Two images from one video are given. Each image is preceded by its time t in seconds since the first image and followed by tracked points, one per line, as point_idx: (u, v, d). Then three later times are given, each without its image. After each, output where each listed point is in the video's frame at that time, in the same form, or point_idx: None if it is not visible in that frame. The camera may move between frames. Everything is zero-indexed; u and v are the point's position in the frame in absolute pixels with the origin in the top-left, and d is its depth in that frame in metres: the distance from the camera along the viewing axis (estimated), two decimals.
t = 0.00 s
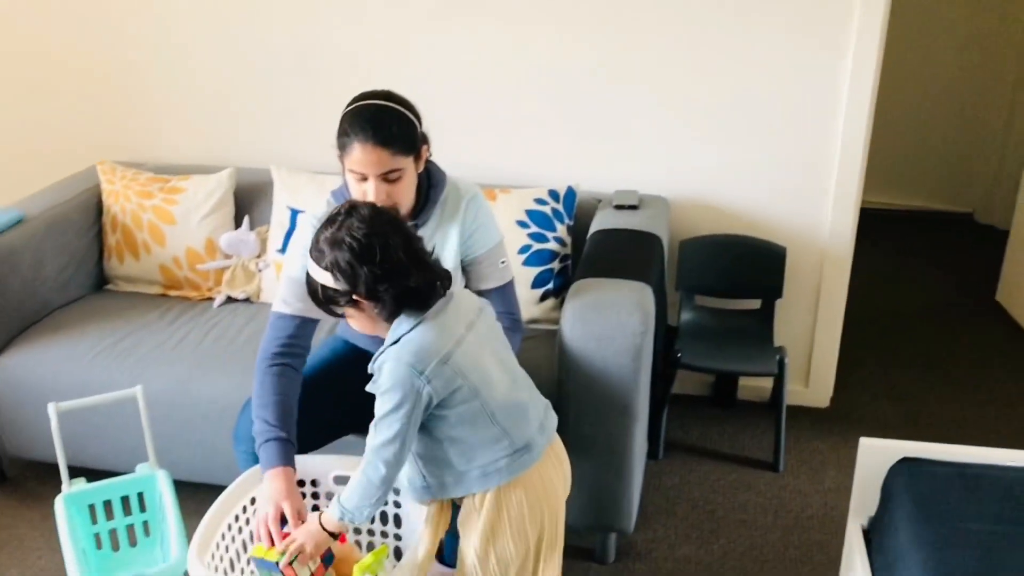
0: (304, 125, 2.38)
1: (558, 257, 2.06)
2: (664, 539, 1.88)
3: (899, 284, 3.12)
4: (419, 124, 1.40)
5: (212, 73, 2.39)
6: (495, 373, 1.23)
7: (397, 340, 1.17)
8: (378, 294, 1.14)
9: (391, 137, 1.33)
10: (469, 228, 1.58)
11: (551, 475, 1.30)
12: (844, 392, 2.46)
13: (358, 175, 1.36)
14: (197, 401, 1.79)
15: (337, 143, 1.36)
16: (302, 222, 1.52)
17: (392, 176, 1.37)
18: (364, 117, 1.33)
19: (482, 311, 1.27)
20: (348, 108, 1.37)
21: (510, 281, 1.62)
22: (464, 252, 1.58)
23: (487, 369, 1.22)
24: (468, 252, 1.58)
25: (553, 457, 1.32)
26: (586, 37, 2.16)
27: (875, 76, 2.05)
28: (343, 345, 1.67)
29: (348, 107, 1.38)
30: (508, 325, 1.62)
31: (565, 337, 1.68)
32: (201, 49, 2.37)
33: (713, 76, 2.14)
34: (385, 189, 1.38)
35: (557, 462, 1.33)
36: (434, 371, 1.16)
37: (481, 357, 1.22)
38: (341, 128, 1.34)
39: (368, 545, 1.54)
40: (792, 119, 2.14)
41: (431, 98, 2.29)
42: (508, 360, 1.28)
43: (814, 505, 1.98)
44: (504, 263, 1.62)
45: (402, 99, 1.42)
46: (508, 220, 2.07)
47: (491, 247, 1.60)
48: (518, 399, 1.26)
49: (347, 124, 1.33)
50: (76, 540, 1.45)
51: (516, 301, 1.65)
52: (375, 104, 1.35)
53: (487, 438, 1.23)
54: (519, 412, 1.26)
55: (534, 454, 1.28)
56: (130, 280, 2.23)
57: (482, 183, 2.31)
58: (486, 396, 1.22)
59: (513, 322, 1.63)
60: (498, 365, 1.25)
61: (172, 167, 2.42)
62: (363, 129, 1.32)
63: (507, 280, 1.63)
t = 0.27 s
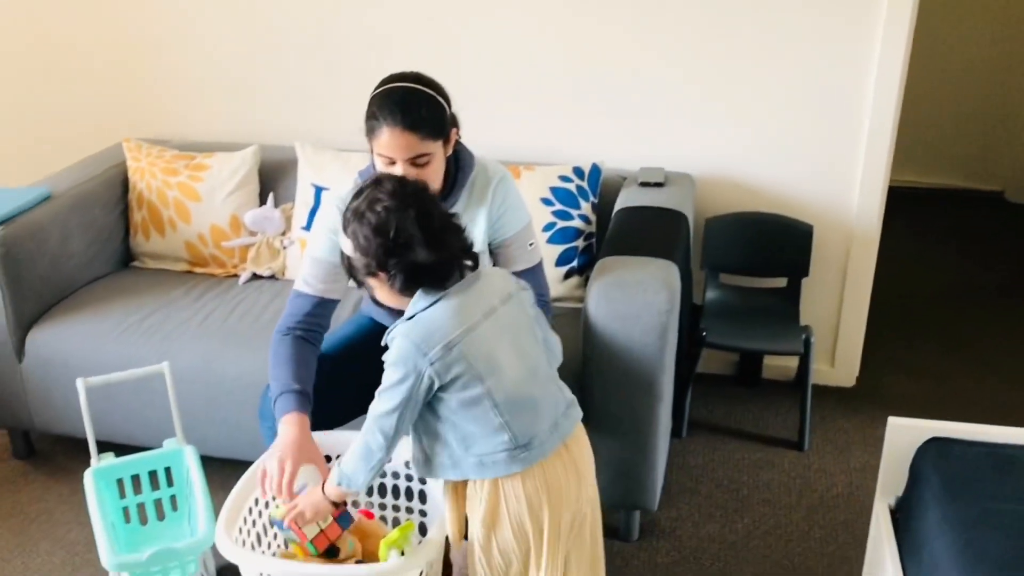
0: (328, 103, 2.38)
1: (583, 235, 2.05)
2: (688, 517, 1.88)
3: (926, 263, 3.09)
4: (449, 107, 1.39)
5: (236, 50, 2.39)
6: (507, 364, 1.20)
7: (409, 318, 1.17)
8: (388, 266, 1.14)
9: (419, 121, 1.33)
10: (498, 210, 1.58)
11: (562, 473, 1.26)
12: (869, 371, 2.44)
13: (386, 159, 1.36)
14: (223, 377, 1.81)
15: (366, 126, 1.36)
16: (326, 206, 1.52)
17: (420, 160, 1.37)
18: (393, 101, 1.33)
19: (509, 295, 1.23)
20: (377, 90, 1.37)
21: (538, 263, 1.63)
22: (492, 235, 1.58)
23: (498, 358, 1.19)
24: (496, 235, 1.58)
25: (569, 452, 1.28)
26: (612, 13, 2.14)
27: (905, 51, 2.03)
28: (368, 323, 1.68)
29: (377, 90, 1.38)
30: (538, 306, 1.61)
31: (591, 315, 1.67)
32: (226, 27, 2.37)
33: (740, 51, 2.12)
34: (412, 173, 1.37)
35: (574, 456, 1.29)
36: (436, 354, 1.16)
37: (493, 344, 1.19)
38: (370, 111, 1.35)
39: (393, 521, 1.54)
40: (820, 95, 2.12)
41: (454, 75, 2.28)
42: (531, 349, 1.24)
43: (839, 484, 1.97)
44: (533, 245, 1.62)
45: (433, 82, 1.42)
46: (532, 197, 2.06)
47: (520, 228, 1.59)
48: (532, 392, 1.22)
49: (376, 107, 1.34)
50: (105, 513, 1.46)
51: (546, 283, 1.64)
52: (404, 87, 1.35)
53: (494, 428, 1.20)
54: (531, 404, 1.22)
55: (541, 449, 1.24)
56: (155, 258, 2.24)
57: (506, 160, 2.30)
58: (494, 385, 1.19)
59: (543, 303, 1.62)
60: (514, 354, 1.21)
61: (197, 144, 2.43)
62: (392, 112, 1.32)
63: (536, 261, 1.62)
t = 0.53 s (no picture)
0: (342, 83, 2.37)
1: (598, 216, 2.04)
2: (703, 498, 1.88)
3: (944, 245, 3.07)
4: (470, 88, 1.39)
5: (250, 30, 2.38)
6: (536, 348, 1.17)
7: (456, 278, 1.18)
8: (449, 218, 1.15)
9: (441, 101, 1.33)
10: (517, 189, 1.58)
11: (571, 468, 1.25)
12: (886, 353, 2.42)
13: (407, 138, 1.35)
14: (239, 357, 1.81)
15: (388, 105, 1.36)
16: (343, 183, 1.54)
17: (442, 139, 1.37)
18: (416, 79, 1.33)
19: (560, 280, 1.19)
20: (399, 70, 1.37)
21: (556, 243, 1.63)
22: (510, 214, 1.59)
23: (525, 341, 1.17)
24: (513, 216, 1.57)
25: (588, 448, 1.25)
26: None
27: (925, 28, 2.00)
28: (384, 303, 1.68)
29: (396, 69, 1.38)
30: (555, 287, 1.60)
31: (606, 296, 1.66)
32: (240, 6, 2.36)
33: (758, 29, 2.10)
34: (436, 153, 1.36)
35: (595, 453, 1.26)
36: (466, 320, 1.16)
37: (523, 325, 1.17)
38: (393, 90, 1.35)
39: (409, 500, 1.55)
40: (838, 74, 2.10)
41: (470, 54, 2.26)
42: (572, 340, 1.20)
43: (855, 466, 1.96)
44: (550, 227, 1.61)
45: (452, 61, 1.42)
46: (548, 177, 2.05)
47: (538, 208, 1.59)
48: (559, 382, 1.19)
49: (399, 85, 1.34)
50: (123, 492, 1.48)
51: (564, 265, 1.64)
52: (424, 67, 1.35)
53: (512, 405, 1.20)
54: (556, 394, 1.19)
55: (556, 440, 1.21)
56: (171, 238, 2.24)
57: (521, 140, 2.29)
58: (518, 365, 1.17)
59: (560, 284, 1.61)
60: (551, 341, 1.18)
61: (212, 125, 2.42)
62: (415, 90, 1.32)
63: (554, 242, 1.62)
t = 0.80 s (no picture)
0: (350, 69, 2.36)
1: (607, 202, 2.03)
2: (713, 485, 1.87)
3: (955, 231, 3.05)
4: (489, 69, 1.40)
5: (258, 16, 2.37)
6: (636, 342, 1.15)
7: (583, 248, 1.17)
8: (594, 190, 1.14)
9: (460, 85, 1.33)
10: (532, 175, 1.57)
11: (638, 466, 1.22)
12: (897, 340, 2.41)
13: (427, 121, 1.36)
14: (247, 344, 1.81)
15: (406, 87, 1.36)
16: (356, 160, 1.55)
17: (461, 123, 1.38)
18: (437, 61, 1.33)
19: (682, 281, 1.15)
20: (419, 51, 1.37)
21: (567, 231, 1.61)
22: (522, 200, 1.58)
23: (628, 334, 1.15)
24: (525, 203, 1.57)
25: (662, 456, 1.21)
26: None
27: (938, 12, 1.98)
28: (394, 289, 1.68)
29: (416, 50, 1.38)
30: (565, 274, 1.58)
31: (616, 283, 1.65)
32: None
33: (769, 14, 2.08)
34: (456, 135, 1.38)
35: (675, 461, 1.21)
36: (578, 294, 1.16)
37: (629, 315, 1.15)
38: (412, 74, 1.35)
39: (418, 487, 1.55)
40: (849, 60, 2.08)
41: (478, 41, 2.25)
42: (677, 344, 1.16)
43: (865, 453, 1.96)
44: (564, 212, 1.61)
45: (474, 43, 1.42)
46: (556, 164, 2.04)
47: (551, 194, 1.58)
48: (650, 381, 1.16)
49: (418, 69, 1.34)
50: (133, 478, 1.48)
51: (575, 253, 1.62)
52: (444, 49, 1.35)
53: (603, 388, 1.19)
54: (644, 392, 1.17)
55: (634, 437, 1.19)
56: (180, 225, 2.24)
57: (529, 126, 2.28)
58: (618, 348, 1.16)
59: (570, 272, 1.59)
60: (655, 335, 1.16)
61: (219, 111, 2.42)
62: (434, 74, 1.33)
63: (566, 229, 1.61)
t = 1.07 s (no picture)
0: (352, 65, 2.36)
1: (610, 198, 2.03)
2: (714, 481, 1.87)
3: (959, 226, 3.04)
4: (495, 70, 1.40)
5: (259, 11, 2.37)
6: (748, 317, 1.17)
7: (684, 226, 1.19)
8: (704, 159, 1.15)
9: (466, 87, 1.33)
10: (535, 173, 1.56)
11: (731, 439, 1.25)
12: (900, 335, 2.41)
13: (431, 122, 1.37)
14: (250, 339, 1.81)
15: (412, 89, 1.36)
16: (366, 158, 1.54)
17: (465, 126, 1.38)
18: (443, 62, 1.33)
19: (785, 257, 1.19)
20: (425, 52, 1.37)
21: (569, 228, 1.59)
22: (525, 197, 1.57)
23: (740, 309, 1.17)
24: (527, 201, 1.56)
25: (755, 429, 1.25)
26: None
27: (941, 7, 1.98)
28: (396, 284, 1.69)
29: (422, 50, 1.38)
30: (566, 271, 1.58)
31: (617, 279, 1.65)
32: None
33: (772, 9, 2.07)
34: (462, 138, 1.39)
35: (759, 438, 1.26)
36: (684, 272, 1.18)
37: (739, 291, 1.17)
38: (417, 76, 1.35)
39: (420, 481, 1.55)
40: (852, 55, 2.08)
41: (479, 36, 2.25)
42: (781, 318, 1.19)
43: (867, 448, 1.96)
44: (566, 209, 1.59)
45: (481, 45, 1.41)
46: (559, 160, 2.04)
47: (553, 192, 1.57)
48: (759, 357, 1.19)
49: (424, 71, 1.34)
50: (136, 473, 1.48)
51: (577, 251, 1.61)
52: (450, 50, 1.35)
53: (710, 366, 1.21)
54: (753, 367, 1.19)
55: (745, 413, 1.21)
56: (182, 220, 2.24)
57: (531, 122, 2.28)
58: (726, 325, 1.18)
59: (571, 268, 1.58)
60: (763, 312, 1.18)
61: (221, 106, 2.42)
62: (439, 77, 1.33)
63: (569, 225, 1.60)
